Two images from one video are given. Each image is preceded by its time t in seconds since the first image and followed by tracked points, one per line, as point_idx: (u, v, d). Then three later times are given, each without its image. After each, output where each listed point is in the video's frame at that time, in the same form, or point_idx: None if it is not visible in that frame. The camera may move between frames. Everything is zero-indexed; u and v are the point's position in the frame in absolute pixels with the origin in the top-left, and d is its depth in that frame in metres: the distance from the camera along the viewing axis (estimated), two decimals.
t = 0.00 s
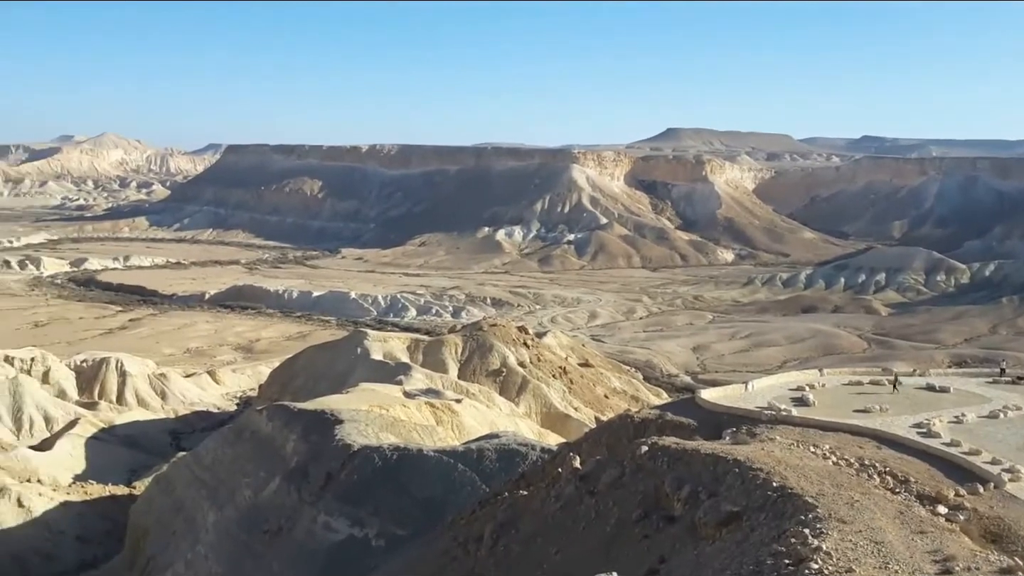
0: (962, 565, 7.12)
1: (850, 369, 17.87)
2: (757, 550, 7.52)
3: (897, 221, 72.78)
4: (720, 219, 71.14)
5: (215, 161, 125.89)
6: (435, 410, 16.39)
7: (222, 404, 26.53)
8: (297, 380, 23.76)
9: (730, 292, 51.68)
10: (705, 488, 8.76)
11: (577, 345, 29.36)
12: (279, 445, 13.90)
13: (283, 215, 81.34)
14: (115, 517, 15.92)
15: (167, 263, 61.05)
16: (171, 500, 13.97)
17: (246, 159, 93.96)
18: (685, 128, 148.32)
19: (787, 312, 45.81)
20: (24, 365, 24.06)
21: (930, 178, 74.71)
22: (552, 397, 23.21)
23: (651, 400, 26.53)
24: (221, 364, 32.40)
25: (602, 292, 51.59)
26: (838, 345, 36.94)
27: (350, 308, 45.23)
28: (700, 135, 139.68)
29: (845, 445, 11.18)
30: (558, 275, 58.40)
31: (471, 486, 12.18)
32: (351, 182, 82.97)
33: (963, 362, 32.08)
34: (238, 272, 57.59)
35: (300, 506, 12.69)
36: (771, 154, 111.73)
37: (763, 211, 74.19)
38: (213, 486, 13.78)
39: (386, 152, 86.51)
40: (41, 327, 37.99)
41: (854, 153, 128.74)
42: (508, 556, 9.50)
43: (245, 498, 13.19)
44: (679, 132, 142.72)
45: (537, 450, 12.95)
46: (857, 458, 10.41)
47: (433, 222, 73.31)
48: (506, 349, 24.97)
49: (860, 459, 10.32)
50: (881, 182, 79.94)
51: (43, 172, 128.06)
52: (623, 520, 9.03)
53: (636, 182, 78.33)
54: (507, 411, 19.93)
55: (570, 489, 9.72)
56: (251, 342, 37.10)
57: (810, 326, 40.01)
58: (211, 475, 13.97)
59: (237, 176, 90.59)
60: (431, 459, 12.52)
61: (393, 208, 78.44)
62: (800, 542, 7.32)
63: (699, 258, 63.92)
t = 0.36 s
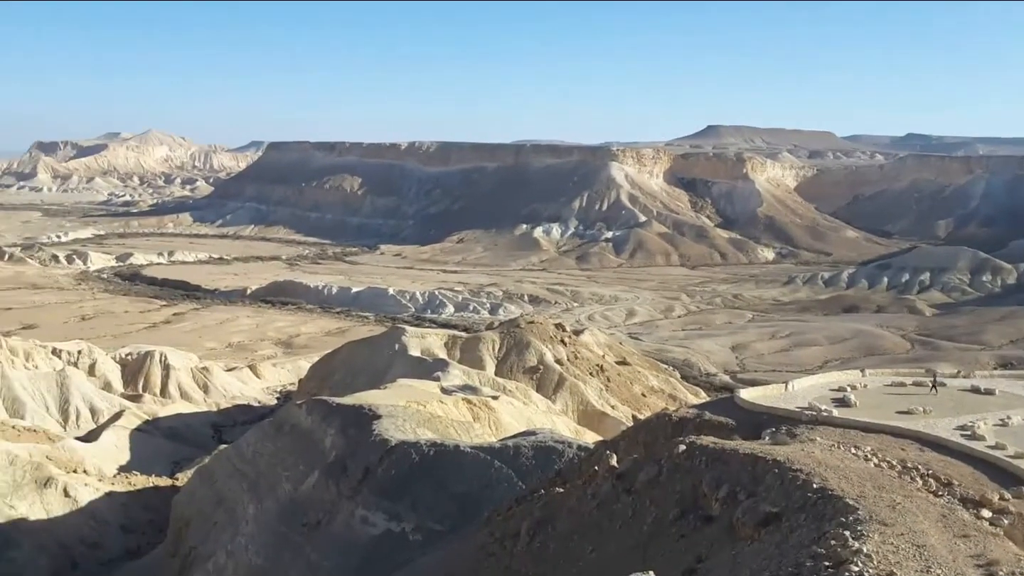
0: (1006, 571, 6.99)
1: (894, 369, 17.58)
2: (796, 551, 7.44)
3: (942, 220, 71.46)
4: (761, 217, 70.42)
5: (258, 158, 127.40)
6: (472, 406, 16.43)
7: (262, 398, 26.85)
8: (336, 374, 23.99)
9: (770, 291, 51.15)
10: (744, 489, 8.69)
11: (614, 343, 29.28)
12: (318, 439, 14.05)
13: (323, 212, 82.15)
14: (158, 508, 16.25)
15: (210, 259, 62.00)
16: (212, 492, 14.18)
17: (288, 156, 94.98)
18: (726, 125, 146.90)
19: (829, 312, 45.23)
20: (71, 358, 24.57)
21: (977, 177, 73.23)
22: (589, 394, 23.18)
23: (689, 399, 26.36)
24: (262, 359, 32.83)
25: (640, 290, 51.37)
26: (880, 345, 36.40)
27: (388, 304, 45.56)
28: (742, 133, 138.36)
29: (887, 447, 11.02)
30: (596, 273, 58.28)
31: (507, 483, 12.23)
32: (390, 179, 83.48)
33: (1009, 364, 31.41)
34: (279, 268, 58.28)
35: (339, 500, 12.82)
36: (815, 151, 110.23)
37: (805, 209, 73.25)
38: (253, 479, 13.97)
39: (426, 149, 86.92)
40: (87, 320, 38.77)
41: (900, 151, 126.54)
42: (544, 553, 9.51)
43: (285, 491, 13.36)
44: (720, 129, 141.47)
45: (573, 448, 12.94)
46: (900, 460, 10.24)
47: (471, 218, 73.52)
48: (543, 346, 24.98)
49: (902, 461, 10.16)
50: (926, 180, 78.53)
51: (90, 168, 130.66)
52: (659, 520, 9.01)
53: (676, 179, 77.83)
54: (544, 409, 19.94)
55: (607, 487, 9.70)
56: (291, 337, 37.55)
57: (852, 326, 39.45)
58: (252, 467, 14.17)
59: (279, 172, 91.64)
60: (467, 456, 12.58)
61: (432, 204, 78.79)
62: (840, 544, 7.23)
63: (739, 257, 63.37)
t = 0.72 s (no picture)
0: None
1: (930, 368, 17.31)
2: (830, 551, 7.36)
3: (982, 217, 70.25)
4: (796, 214, 69.69)
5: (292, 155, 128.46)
6: (504, 402, 16.45)
7: (297, 392, 27.15)
8: (368, 370, 24.12)
9: (805, 289, 50.60)
10: (778, 488, 8.61)
11: (647, 340, 29.15)
12: (350, 434, 14.15)
13: (356, 208, 82.66)
14: (193, 501, 16.47)
15: (245, 254, 62.62)
16: (247, 485, 14.34)
17: (322, 153, 95.70)
18: (761, 121, 145.51)
19: (865, 310, 44.64)
20: (110, 351, 24.88)
21: (1019, 173, 71.90)
22: (621, 392, 23.11)
23: (722, 397, 26.18)
24: (296, 354, 33.14)
25: (673, 287, 51.07)
26: (917, 344, 35.87)
27: (420, 300, 45.73)
28: (777, 128, 137.01)
29: (924, 447, 10.86)
30: (628, 270, 58.04)
31: (539, 480, 12.22)
32: (423, 175, 83.76)
33: None
34: (313, 264, 58.71)
35: (371, 494, 12.89)
36: (852, 147, 108.82)
37: (842, 206, 72.33)
38: (286, 473, 14.11)
39: (458, 146, 87.07)
40: (125, 315, 39.38)
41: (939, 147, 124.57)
42: (575, 550, 9.49)
43: (318, 486, 13.46)
44: (755, 125, 140.22)
45: (604, 445, 12.89)
46: (937, 461, 10.08)
47: (503, 215, 73.56)
48: (575, 343, 24.94)
49: (939, 462, 9.99)
50: (966, 177, 77.26)
51: (128, 165, 132.69)
52: (691, 517, 8.95)
53: (709, 176, 77.32)
54: (576, 405, 19.90)
55: (638, 485, 9.66)
56: (325, 332, 37.83)
57: (888, 325, 38.91)
58: (285, 461, 14.29)
59: (313, 169, 92.36)
60: (499, 452, 12.59)
61: (464, 200, 78.92)
62: (875, 544, 7.14)
63: (774, 254, 62.77)
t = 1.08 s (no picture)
0: None
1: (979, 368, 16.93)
2: (873, 555, 7.24)
3: None
4: (841, 211, 68.69)
5: (333, 152, 129.54)
6: (543, 400, 16.42)
7: (337, 389, 27.42)
8: (407, 366, 24.24)
9: (849, 288, 49.87)
10: (821, 489, 8.48)
11: (687, 339, 28.92)
12: (390, 430, 14.23)
13: (396, 206, 83.18)
14: (235, 495, 16.72)
15: (287, 252, 63.35)
16: (289, 479, 14.49)
17: (363, 151, 96.37)
18: (804, 117, 143.58)
19: (911, 309, 43.88)
20: (155, 347, 25.10)
21: None
22: (660, 390, 22.98)
23: (764, 396, 25.92)
24: (337, 350, 33.46)
25: (714, 285, 50.66)
26: (965, 344, 35.16)
27: (460, 297, 45.89)
28: (821, 125, 135.17)
29: (971, 449, 10.62)
30: (668, 268, 57.68)
31: (577, 479, 12.16)
32: (463, 172, 83.99)
33: None
34: (354, 261, 59.23)
35: (410, 490, 12.95)
36: (898, 143, 106.98)
37: (887, 203, 71.09)
38: (327, 468, 14.24)
39: (498, 143, 87.22)
40: (171, 311, 40.05)
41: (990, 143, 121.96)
42: (614, 549, 9.44)
43: (358, 482, 13.56)
44: (798, 121, 138.47)
45: (644, 444, 12.80)
46: (985, 463, 9.85)
47: (542, 212, 73.49)
48: (614, 341, 24.85)
49: (988, 464, 9.77)
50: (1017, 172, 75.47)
51: (174, 163, 134.93)
52: (731, 518, 8.84)
53: (752, 173, 76.54)
54: (614, 404, 19.81)
55: (678, 484, 9.59)
56: (365, 329, 38.14)
57: (935, 324, 38.19)
58: (325, 456, 14.43)
59: (354, 167, 93.13)
60: (537, 450, 12.58)
61: (504, 197, 78.98)
62: (921, 548, 7.00)
63: (817, 252, 61.95)
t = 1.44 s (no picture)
0: None
1: None
2: (935, 560, 7.07)
3: None
4: (901, 209, 67.13)
5: (387, 151, 130.73)
6: (595, 399, 16.36)
7: (390, 385, 27.92)
8: (460, 363, 24.35)
9: (910, 287, 48.73)
10: (880, 492, 8.31)
11: (742, 338, 28.57)
12: (442, 428, 14.32)
13: (449, 204, 83.64)
14: (291, 489, 16.98)
15: (342, 250, 64.14)
16: (343, 475, 14.66)
17: (416, 150, 97.06)
18: (864, 113, 140.59)
19: (975, 310, 42.68)
20: (215, 342, 25.32)
21: None
22: (714, 390, 22.74)
23: (821, 397, 25.47)
24: (390, 347, 33.77)
25: (769, 284, 49.93)
26: None
27: (512, 295, 45.99)
28: (881, 121, 132.29)
29: None
30: (722, 267, 57.04)
31: (629, 477, 12.07)
32: (515, 171, 84.10)
33: None
34: (407, 259, 59.70)
35: (462, 487, 12.99)
36: (962, 139, 104.10)
37: (950, 200, 69.30)
38: (380, 464, 14.38)
39: (550, 142, 87.22)
40: (229, 308, 40.84)
41: None
42: (666, 549, 9.36)
43: (411, 478, 13.66)
44: (858, 118, 135.75)
45: (697, 444, 12.67)
46: None
47: (595, 210, 73.22)
48: (667, 340, 24.66)
49: None
50: None
51: (233, 163, 137.60)
52: (788, 521, 8.71)
53: (809, 170, 75.28)
54: (668, 404, 19.67)
55: (733, 485, 9.49)
56: (418, 326, 38.44)
57: (1000, 325, 37.11)
58: (378, 452, 14.58)
59: (408, 166, 93.89)
60: (589, 449, 12.55)
61: (556, 195, 78.86)
62: (985, 553, 6.81)
63: (877, 250, 60.66)
